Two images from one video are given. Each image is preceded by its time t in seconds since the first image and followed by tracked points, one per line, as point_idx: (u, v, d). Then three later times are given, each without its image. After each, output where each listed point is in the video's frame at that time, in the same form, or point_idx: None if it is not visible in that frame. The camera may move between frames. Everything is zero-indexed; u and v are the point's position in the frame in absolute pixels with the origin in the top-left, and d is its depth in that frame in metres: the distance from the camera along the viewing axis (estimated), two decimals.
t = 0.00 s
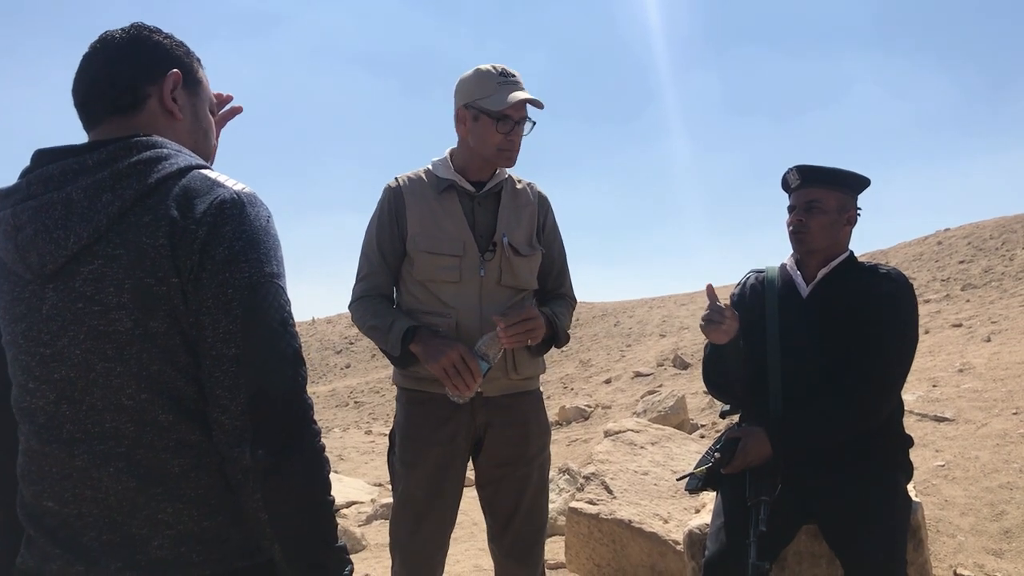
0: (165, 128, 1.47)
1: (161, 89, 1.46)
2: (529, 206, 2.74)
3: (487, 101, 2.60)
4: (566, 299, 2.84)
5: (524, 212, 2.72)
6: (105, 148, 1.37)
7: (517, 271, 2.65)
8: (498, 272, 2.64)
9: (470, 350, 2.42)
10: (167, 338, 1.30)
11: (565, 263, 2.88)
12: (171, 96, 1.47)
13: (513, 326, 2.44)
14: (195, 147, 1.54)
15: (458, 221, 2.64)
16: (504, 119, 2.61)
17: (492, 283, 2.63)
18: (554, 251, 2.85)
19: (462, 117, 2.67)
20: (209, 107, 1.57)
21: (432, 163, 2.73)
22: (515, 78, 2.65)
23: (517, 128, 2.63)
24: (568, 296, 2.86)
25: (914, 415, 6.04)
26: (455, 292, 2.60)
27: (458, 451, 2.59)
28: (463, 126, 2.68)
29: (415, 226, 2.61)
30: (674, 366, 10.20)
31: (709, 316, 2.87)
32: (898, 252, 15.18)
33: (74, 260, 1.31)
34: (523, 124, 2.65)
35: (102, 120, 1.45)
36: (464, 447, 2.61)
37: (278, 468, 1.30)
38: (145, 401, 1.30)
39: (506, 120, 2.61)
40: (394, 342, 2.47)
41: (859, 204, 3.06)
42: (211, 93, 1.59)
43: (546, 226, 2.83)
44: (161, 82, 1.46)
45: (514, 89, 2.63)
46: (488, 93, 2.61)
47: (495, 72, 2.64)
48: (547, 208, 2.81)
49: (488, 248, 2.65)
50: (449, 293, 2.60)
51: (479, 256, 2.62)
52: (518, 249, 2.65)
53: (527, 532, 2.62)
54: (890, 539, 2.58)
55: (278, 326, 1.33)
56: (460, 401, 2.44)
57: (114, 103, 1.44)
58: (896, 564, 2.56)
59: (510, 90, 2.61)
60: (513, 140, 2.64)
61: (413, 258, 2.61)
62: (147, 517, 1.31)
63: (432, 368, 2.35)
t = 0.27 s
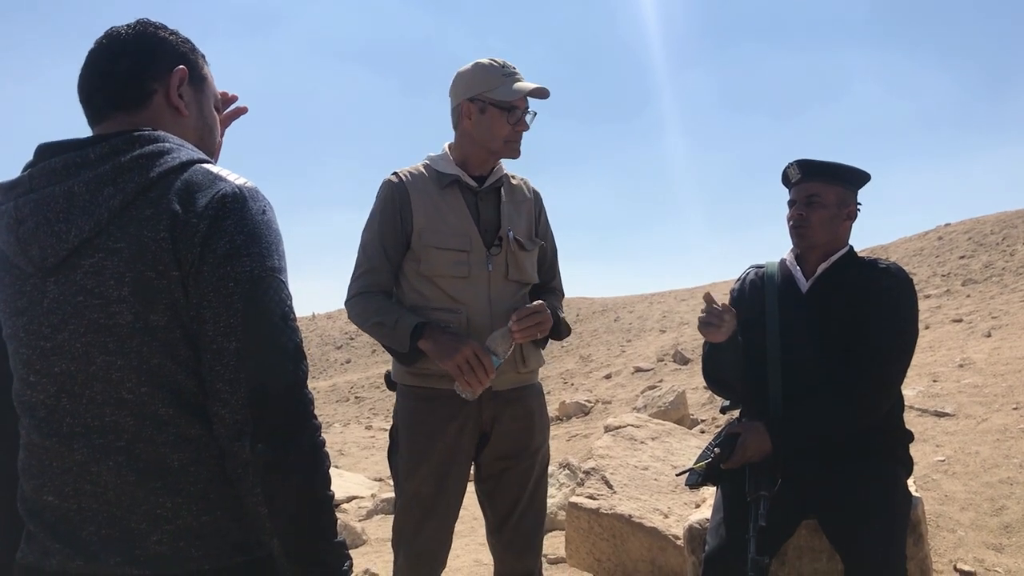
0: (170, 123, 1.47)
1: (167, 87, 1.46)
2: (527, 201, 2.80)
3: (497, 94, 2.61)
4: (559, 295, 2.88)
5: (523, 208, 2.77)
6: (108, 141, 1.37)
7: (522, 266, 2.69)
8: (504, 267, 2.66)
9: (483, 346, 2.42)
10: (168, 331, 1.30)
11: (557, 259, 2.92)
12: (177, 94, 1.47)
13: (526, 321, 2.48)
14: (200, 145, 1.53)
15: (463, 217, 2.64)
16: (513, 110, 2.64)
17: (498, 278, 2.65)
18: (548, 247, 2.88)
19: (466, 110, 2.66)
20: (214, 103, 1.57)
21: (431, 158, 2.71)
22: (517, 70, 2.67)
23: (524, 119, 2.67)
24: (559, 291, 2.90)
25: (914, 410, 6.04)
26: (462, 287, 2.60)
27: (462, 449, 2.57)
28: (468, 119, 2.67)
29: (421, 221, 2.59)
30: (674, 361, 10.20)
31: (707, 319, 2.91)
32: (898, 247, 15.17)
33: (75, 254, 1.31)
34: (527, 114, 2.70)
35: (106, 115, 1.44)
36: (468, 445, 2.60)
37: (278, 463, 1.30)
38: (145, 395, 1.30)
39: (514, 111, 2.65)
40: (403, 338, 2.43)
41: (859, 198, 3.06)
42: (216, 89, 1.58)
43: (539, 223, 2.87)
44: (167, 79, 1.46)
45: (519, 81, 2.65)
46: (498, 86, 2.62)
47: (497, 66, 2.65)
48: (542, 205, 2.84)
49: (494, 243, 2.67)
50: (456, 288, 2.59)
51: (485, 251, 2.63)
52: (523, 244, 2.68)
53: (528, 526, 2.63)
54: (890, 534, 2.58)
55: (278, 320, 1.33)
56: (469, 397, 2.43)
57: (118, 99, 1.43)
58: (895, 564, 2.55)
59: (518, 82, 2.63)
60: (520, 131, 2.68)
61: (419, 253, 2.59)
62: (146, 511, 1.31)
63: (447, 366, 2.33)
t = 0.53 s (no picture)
0: (177, 119, 1.47)
1: (174, 82, 1.45)
2: (523, 195, 2.83)
3: (501, 89, 2.62)
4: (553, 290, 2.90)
5: (521, 204, 2.80)
6: (113, 132, 1.36)
7: (525, 261, 2.71)
8: (508, 262, 2.68)
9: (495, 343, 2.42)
10: (171, 323, 1.30)
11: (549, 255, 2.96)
12: (184, 89, 1.46)
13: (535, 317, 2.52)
14: (205, 139, 1.53)
15: (467, 212, 2.63)
16: (515, 105, 2.65)
17: (503, 273, 2.66)
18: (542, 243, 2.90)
19: (468, 105, 2.65)
20: (219, 99, 1.57)
21: (432, 155, 2.70)
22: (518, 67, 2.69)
23: (525, 115, 2.69)
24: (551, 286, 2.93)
25: (914, 406, 6.04)
26: (468, 283, 2.60)
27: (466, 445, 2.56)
28: (470, 114, 2.65)
29: (427, 217, 2.57)
30: (674, 357, 10.19)
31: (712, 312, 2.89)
32: (899, 243, 15.15)
33: (79, 245, 1.31)
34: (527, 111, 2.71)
35: (111, 107, 1.44)
36: (472, 441, 2.59)
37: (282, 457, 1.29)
38: (148, 387, 1.29)
39: (516, 107, 2.66)
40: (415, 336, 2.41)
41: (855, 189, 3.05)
42: (221, 85, 1.58)
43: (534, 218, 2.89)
44: (175, 75, 1.45)
45: (521, 77, 2.67)
46: (501, 81, 2.62)
47: (498, 61, 2.65)
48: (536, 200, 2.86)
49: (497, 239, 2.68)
50: (463, 284, 2.59)
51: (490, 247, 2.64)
52: (525, 239, 2.71)
53: (528, 519, 2.65)
54: (890, 530, 2.57)
55: (284, 313, 1.32)
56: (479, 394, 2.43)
57: (124, 92, 1.43)
58: (896, 563, 2.52)
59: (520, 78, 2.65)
60: (521, 127, 2.69)
61: (425, 250, 2.57)
62: (146, 504, 1.30)
63: (462, 362, 2.32)
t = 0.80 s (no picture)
0: (182, 116, 1.46)
1: (180, 79, 1.45)
2: (523, 193, 2.82)
3: (503, 86, 2.61)
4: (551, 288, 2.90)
5: (521, 202, 2.80)
6: (119, 127, 1.36)
7: (525, 260, 2.71)
8: (508, 261, 2.67)
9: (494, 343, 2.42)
10: (177, 319, 1.29)
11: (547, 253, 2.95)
12: (189, 86, 1.46)
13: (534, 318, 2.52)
14: (209, 136, 1.53)
15: (467, 210, 2.62)
16: (517, 104, 2.65)
17: (503, 272, 2.66)
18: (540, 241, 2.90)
19: (469, 103, 2.64)
20: (222, 97, 1.56)
21: (432, 153, 2.69)
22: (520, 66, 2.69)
23: (526, 114, 2.68)
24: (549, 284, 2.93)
25: (912, 406, 6.04)
26: (468, 281, 2.59)
27: (464, 442, 2.56)
28: (470, 111, 2.65)
29: (428, 215, 2.57)
30: (673, 355, 10.19)
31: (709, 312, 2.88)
32: (898, 243, 15.14)
33: (84, 240, 1.30)
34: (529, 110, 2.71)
35: (115, 104, 1.43)
36: (470, 438, 2.58)
37: (289, 451, 1.29)
38: (152, 382, 1.29)
39: (518, 106, 2.65)
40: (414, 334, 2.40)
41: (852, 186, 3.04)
42: (224, 83, 1.57)
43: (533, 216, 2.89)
44: (181, 72, 1.45)
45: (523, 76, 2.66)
46: (503, 79, 2.62)
47: (501, 59, 2.65)
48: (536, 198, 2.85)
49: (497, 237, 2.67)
50: (462, 282, 2.58)
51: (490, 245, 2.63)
52: (525, 238, 2.70)
53: (525, 516, 2.65)
54: (889, 530, 2.57)
55: (291, 311, 1.32)
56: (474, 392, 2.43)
57: (129, 88, 1.42)
58: (893, 564, 2.53)
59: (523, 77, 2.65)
60: (523, 126, 2.69)
61: (425, 248, 2.56)
62: (148, 500, 1.30)
63: (461, 361, 2.31)
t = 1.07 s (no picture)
0: (182, 116, 1.46)
1: (180, 78, 1.44)
2: (525, 195, 2.81)
3: (506, 89, 2.61)
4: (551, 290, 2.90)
5: (523, 204, 2.79)
6: (119, 126, 1.35)
7: (523, 263, 2.70)
8: (506, 263, 2.67)
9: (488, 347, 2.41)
10: (177, 319, 1.29)
11: (547, 254, 2.95)
12: (189, 85, 1.46)
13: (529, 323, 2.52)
14: (208, 136, 1.52)
15: (467, 211, 2.62)
16: (521, 107, 2.64)
17: (500, 274, 2.65)
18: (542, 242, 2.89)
19: (473, 104, 2.64)
20: (220, 97, 1.56)
21: (434, 154, 2.68)
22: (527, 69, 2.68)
23: (530, 117, 2.67)
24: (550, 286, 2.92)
25: (910, 408, 6.04)
26: (464, 283, 2.58)
27: (458, 442, 2.56)
28: (474, 113, 2.65)
29: (427, 215, 2.56)
30: (671, 355, 10.19)
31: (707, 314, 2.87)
32: (897, 244, 15.15)
33: (84, 239, 1.29)
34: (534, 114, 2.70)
35: (115, 103, 1.43)
36: (465, 438, 2.58)
37: (288, 451, 1.29)
38: (151, 382, 1.29)
39: (522, 109, 2.64)
40: (407, 335, 2.40)
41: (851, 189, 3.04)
42: (222, 83, 1.57)
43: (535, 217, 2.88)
44: (181, 71, 1.44)
45: (529, 80, 2.66)
46: (507, 81, 2.61)
47: (506, 62, 2.64)
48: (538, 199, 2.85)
49: (497, 240, 2.67)
50: (459, 284, 2.58)
51: (489, 247, 2.63)
52: (525, 241, 2.69)
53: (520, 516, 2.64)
54: (885, 533, 2.57)
55: (292, 311, 1.32)
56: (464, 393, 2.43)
57: (128, 87, 1.42)
58: (889, 566, 2.53)
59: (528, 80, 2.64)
60: (526, 129, 2.68)
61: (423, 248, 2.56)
62: (147, 499, 1.29)
63: (450, 364, 2.32)
